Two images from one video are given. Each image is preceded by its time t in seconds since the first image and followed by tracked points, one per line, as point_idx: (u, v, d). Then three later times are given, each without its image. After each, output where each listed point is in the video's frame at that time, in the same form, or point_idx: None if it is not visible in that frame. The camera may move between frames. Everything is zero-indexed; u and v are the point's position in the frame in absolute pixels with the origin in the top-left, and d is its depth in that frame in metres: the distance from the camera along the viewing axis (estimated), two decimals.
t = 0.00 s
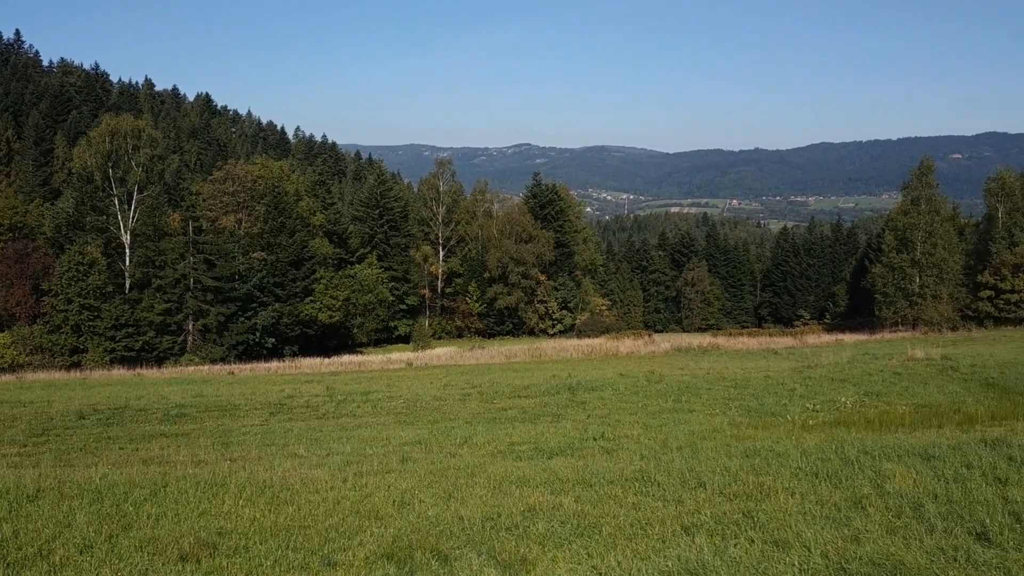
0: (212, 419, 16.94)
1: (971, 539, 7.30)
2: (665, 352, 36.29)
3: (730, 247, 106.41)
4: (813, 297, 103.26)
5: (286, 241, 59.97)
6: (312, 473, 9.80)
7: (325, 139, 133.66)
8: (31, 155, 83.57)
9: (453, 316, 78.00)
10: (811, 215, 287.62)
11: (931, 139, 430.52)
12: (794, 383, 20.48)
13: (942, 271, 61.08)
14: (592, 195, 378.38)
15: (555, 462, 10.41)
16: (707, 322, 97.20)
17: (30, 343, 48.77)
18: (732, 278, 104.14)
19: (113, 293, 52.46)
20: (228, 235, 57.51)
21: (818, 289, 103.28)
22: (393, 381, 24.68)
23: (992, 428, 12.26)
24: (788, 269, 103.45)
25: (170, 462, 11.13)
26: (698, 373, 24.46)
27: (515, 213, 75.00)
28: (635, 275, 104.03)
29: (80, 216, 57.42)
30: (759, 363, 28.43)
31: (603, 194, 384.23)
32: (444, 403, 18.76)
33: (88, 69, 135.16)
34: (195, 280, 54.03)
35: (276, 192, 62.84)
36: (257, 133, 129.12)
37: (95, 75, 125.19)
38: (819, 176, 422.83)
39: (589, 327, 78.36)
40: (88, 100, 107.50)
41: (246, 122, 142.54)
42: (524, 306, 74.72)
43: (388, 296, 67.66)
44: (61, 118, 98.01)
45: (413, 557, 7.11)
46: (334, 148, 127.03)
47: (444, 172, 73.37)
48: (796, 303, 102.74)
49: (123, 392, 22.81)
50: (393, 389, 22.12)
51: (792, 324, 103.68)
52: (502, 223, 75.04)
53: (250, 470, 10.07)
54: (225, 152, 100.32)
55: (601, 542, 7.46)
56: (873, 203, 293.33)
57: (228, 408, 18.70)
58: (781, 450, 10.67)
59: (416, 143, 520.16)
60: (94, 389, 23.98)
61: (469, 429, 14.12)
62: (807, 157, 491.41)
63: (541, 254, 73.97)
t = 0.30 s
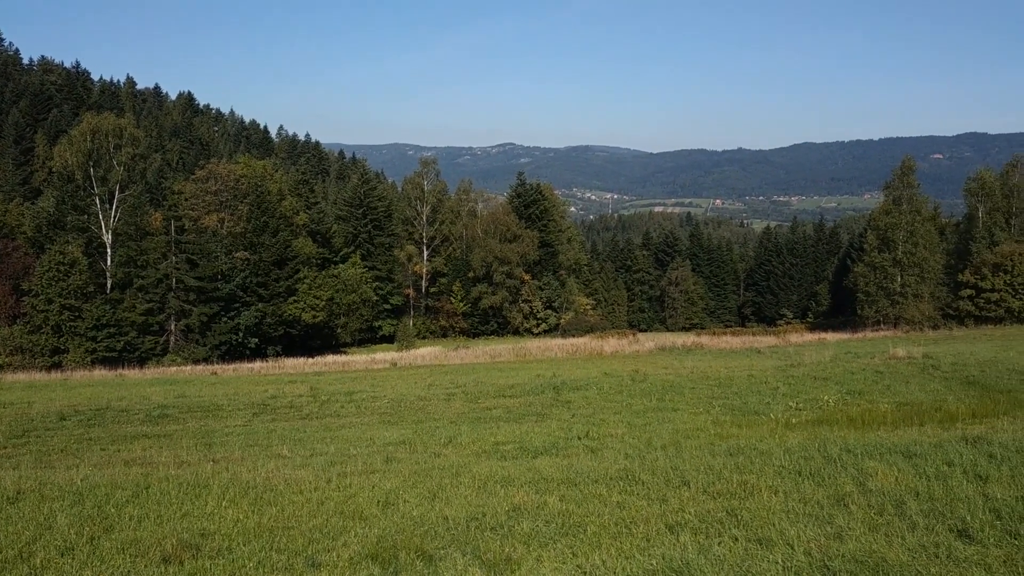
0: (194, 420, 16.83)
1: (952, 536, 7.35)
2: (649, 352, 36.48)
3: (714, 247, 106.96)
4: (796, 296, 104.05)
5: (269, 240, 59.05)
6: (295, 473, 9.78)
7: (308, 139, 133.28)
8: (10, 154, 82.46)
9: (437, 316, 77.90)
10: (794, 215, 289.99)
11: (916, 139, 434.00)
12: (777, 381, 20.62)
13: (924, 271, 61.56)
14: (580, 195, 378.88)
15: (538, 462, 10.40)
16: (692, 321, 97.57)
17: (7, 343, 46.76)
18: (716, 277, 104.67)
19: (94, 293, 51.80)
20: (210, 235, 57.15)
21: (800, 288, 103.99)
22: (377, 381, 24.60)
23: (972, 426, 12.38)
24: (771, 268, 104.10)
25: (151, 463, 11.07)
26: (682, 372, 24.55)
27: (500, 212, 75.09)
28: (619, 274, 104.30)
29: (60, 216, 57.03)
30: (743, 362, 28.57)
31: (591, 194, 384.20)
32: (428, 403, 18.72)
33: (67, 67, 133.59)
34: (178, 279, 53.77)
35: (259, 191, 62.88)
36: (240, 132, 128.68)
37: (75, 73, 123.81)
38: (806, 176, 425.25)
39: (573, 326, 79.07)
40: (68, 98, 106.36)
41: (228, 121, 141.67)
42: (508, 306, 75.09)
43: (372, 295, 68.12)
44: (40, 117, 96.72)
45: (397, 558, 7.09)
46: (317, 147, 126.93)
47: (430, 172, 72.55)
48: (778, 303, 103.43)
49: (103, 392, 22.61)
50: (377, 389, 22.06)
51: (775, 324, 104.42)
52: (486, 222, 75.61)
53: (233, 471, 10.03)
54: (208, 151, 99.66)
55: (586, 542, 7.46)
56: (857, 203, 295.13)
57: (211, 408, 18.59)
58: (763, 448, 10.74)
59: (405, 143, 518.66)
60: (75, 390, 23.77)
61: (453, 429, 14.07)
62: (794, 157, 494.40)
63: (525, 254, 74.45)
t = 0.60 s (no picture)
0: (178, 420, 16.74)
1: (935, 532, 7.41)
2: (634, 350, 36.66)
3: (698, 246, 107.45)
4: (780, 295, 104.61)
5: (253, 240, 59.83)
6: (280, 474, 9.74)
7: (292, 138, 132.98)
8: None
9: (423, 316, 78.16)
10: (777, 213, 291.83)
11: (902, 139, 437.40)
12: (761, 380, 20.76)
13: (907, 270, 61.92)
14: (569, 194, 379.33)
15: (524, 461, 10.40)
16: (677, 319, 97.87)
17: None
18: (701, 276, 105.10)
19: (76, 292, 51.46)
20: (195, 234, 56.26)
21: (784, 287, 104.55)
22: (363, 381, 24.54)
23: (954, 423, 12.48)
24: (755, 267, 104.39)
25: (134, 464, 11.01)
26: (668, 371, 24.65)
27: (486, 212, 75.13)
28: (606, 274, 104.45)
29: (43, 215, 55.90)
30: (728, 361, 28.68)
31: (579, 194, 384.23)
32: (414, 403, 18.68)
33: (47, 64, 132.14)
34: (161, 279, 53.14)
35: (243, 190, 62.88)
36: (224, 130, 128.12)
37: (57, 72, 122.56)
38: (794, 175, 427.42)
39: (558, 325, 78.99)
40: (50, 97, 105.36)
41: (212, 121, 140.82)
42: (495, 305, 75.25)
43: (357, 295, 67.70)
44: (21, 115, 95.58)
45: (383, 558, 7.07)
46: (302, 146, 127.01)
47: (415, 171, 72.34)
48: (763, 302, 103.80)
49: (85, 393, 22.47)
50: (362, 389, 22.02)
51: (759, 322, 104.91)
52: (472, 222, 75.52)
53: (217, 472, 10.01)
54: (192, 150, 99.13)
55: (572, 540, 7.47)
56: (843, 202, 296.79)
57: (195, 409, 18.48)
58: (747, 446, 10.80)
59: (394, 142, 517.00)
60: (56, 391, 23.55)
61: (439, 429, 14.05)
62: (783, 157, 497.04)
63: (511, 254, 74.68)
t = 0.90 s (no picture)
0: (160, 421, 16.63)
1: (916, 530, 7.46)
2: (618, 350, 36.79)
3: (682, 246, 107.78)
4: (763, 295, 105.14)
5: (236, 240, 59.33)
6: (262, 475, 9.70)
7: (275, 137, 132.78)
8: None
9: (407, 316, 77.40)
10: (760, 213, 293.26)
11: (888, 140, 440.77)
12: (745, 379, 20.86)
13: (888, 269, 62.37)
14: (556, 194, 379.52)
15: (509, 461, 10.40)
16: (661, 319, 98.12)
17: None
18: (684, 276, 105.43)
19: (57, 293, 51.15)
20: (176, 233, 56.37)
21: (767, 287, 105.09)
22: (347, 381, 24.47)
23: (935, 422, 12.60)
24: (738, 267, 104.71)
25: (115, 465, 10.92)
26: (652, 370, 24.69)
27: (470, 212, 75.39)
28: (590, 274, 104.47)
29: (23, 215, 55.16)
30: (711, 360, 28.79)
31: (567, 194, 384.27)
32: (398, 403, 18.65)
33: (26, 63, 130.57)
34: (143, 279, 52.59)
35: (226, 190, 61.48)
36: (206, 129, 127.49)
37: (36, 70, 121.20)
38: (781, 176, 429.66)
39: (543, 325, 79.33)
40: (29, 95, 104.19)
41: (194, 120, 139.89)
42: (479, 304, 75.08)
43: (341, 295, 67.43)
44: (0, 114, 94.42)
45: (366, 558, 7.06)
46: (285, 145, 127.18)
47: (399, 171, 73.05)
48: (746, 302, 104.29)
49: (66, 395, 22.21)
50: (346, 389, 21.96)
51: (742, 322, 105.36)
52: (456, 222, 75.18)
53: (200, 472, 9.98)
54: (173, 149, 98.40)
55: (555, 539, 7.49)
56: (828, 203, 298.58)
57: (177, 410, 18.31)
58: (731, 445, 10.84)
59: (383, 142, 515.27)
60: (36, 392, 23.29)
61: (423, 429, 14.03)
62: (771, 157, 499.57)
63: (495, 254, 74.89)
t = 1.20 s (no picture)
0: (137, 423, 16.49)
1: (893, 528, 7.53)
2: (599, 350, 36.93)
3: (662, 246, 108.20)
4: (742, 295, 105.88)
5: (214, 240, 58.77)
6: (241, 476, 9.64)
7: (254, 137, 132.23)
8: None
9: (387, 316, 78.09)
10: (740, 214, 295.08)
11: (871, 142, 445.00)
12: (724, 378, 21.03)
13: (865, 270, 62.92)
14: (540, 194, 379.80)
15: (489, 461, 10.40)
16: (642, 319, 98.47)
17: None
18: (665, 276, 105.84)
19: (32, 293, 50.51)
20: (154, 233, 55.52)
21: (746, 287, 105.79)
22: (326, 382, 24.42)
23: (910, 420, 12.76)
24: (718, 267, 105.32)
25: (91, 468, 10.82)
26: (632, 370, 24.80)
27: (451, 212, 75.95)
28: (570, 274, 104.51)
29: None
30: (691, 360, 28.98)
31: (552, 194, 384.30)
32: (379, 404, 18.61)
33: None
34: (120, 280, 52.27)
35: (202, 188, 62.08)
36: (184, 129, 126.78)
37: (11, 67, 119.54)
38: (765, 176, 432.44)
39: (524, 325, 79.13)
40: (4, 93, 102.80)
41: (173, 119, 138.67)
42: (460, 305, 75.11)
43: (320, 295, 67.25)
44: None
45: (345, 560, 7.04)
46: (264, 145, 126.95)
47: (379, 170, 73.96)
48: (725, 302, 104.90)
49: (41, 396, 21.92)
50: (326, 390, 21.91)
51: (722, 322, 106.01)
52: (437, 222, 76.42)
53: (177, 475, 9.88)
54: (151, 149, 97.70)
55: (535, 540, 7.49)
56: (809, 203, 300.64)
57: (155, 412, 18.15)
58: (711, 444, 10.91)
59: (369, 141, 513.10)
60: (10, 394, 22.96)
61: (404, 430, 14.04)
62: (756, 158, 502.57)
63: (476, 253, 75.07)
